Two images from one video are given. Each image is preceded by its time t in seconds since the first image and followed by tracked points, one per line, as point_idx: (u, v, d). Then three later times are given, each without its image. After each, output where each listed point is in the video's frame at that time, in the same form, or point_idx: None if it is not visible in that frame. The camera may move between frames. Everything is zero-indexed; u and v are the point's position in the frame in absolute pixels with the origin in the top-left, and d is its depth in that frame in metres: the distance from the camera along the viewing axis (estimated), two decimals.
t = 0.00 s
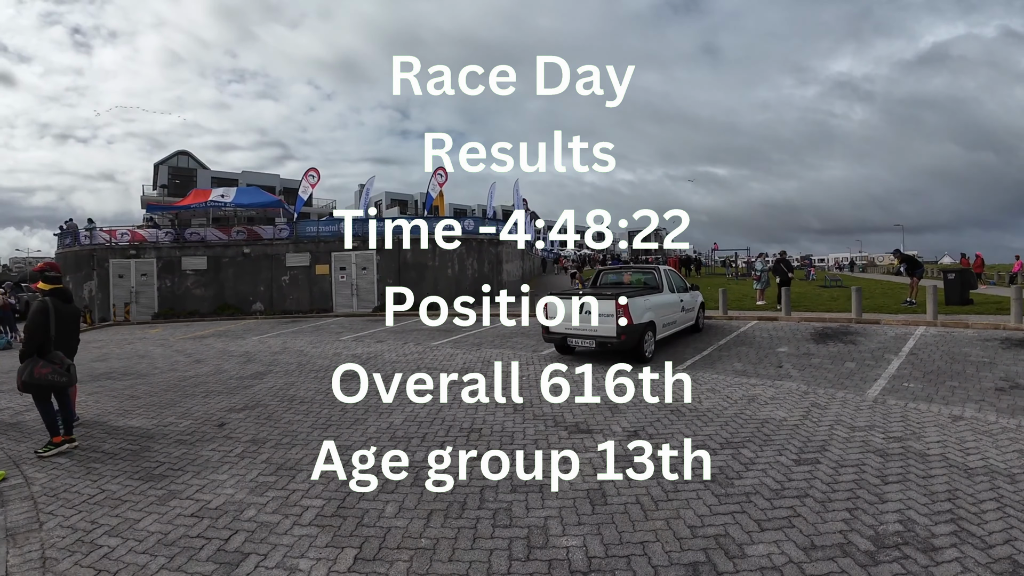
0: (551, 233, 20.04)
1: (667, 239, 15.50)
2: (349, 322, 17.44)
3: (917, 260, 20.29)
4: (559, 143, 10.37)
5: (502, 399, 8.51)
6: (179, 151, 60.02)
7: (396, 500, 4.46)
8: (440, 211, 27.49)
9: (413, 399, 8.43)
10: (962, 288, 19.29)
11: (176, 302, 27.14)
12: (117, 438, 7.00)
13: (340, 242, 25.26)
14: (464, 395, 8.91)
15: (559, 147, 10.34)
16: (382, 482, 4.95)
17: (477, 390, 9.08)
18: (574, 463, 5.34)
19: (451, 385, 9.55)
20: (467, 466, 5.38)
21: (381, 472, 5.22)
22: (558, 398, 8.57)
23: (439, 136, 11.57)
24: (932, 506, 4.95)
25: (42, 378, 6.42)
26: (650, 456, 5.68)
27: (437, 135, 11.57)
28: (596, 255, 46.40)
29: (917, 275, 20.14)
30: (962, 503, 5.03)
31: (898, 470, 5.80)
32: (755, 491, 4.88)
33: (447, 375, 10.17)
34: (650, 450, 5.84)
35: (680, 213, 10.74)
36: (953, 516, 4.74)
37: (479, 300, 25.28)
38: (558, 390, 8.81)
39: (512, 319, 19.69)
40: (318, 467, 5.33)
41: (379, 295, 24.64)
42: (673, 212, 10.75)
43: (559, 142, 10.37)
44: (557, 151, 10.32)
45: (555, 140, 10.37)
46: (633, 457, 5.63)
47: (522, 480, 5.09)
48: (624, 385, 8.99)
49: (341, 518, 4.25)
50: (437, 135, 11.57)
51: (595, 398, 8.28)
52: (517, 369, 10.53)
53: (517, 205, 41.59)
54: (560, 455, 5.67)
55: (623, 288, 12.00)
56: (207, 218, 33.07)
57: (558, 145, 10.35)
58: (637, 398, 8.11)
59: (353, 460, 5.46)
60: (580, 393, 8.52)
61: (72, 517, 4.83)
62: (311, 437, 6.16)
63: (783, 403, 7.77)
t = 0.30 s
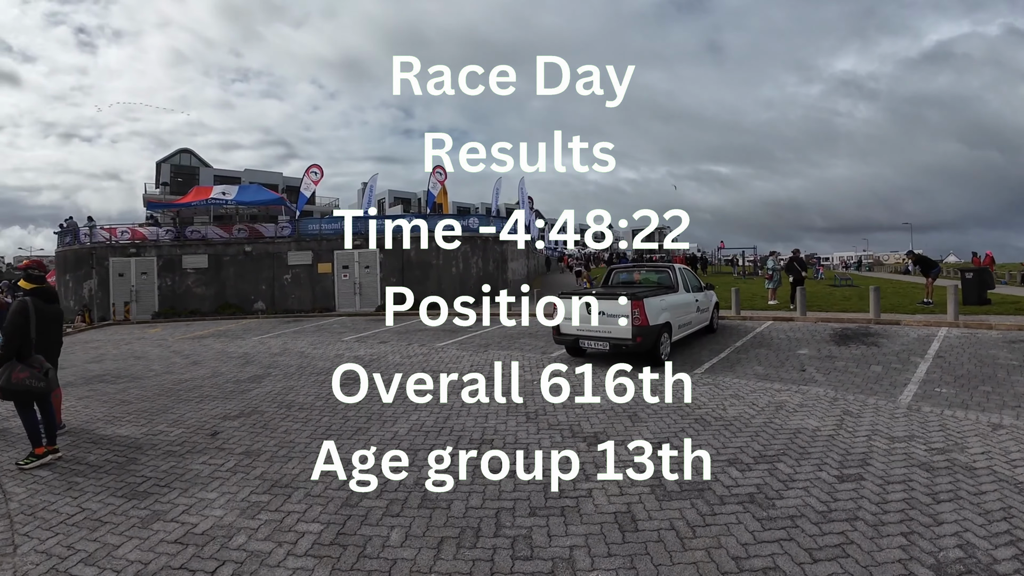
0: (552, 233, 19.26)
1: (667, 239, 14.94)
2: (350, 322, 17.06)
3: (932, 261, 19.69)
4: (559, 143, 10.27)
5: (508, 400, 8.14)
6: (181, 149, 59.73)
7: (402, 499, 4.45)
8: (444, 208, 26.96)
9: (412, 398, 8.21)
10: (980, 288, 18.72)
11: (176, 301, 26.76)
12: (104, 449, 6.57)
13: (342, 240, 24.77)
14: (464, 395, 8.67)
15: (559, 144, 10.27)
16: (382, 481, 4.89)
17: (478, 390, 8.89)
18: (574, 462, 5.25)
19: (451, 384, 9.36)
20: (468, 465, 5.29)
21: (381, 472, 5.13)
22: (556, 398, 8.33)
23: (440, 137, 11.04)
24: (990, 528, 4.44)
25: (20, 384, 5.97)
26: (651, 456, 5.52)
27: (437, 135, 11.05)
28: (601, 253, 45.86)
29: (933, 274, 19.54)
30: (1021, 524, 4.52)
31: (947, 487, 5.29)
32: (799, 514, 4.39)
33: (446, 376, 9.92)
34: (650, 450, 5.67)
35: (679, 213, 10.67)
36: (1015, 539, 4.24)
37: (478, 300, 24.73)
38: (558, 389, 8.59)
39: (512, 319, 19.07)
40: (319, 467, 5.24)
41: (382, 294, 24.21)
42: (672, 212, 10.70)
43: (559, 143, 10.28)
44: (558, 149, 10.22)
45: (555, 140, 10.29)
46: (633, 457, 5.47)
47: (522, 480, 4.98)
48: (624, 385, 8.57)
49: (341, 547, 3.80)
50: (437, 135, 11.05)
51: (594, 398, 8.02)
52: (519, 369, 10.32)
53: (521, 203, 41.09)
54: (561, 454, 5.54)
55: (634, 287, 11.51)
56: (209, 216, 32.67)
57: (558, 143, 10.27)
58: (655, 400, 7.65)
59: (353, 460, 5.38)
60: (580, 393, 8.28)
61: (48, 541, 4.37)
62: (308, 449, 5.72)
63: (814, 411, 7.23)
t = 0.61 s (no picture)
0: (552, 233, 18.66)
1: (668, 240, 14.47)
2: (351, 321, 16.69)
3: (946, 261, 19.02)
4: (559, 143, 10.06)
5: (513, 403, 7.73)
6: (183, 147, 59.48)
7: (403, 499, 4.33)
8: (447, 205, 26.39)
9: (412, 400, 7.87)
10: (997, 289, 18.11)
11: (176, 299, 26.39)
12: (83, 459, 6.14)
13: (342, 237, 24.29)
14: (464, 395, 8.42)
15: (559, 141, 10.08)
16: (383, 482, 4.76)
17: (478, 390, 8.64)
18: (574, 463, 5.11)
19: (450, 384, 9.05)
20: (468, 465, 5.14)
21: (381, 472, 5.01)
22: (557, 398, 8.08)
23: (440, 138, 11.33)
24: None
25: None
26: (651, 455, 5.40)
27: (438, 136, 11.35)
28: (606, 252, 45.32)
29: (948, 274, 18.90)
30: None
31: (998, 506, 4.77)
32: (841, 541, 3.90)
33: (446, 375, 9.63)
34: (651, 450, 5.55)
35: (679, 214, 10.47)
36: None
37: (479, 300, 24.23)
38: (559, 390, 8.36)
39: (512, 319, 18.51)
40: (319, 467, 5.12)
41: (384, 293, 23.77)
42: (672, 212, 10.46)
43: (559, 142, 10.06)
44: (557, 147, 10.03)
45: (555, 139, 10.07)
46: (633, 457, 5.35)
47: (522, 480, 4.86)
48: (624, 385, 8.18)
49: None
50: (438, 136, 11.35)
51: (594, 397, 7.73)
52: (522, 369, 10.07)
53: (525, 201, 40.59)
54: (560, 454, 5.41)
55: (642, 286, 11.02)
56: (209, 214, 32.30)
57: (558, 141, 10.08)
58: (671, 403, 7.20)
59: (353, 460, 5.26)
60: (580, 394, 8.07)
61: (8, 564, 3.92)
62: (299, 461, 5.26)
63: (842, 421, 6.73)
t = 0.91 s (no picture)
0: (552, 233, 18.05)
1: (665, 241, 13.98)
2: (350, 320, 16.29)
3: (962, 261, 18.26)
4: (559, 143, 9.82)
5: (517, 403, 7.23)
6: (183, 145, 59.11)
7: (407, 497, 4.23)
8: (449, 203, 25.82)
9: (413, 398, 7.56)
10: (1016, 290, 17.41)
11: (173, 297, 25.95)
12: (53, 472, 5.65)
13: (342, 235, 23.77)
14: (463, 395, 8.12)
15: (559, 140, 9.83)
16: (382, 481, 4.65)
17: (478, 390, 8.35)
18: (574, 461, 5.05)
19: (450, 385, 8.70)
20: (468, 465, 5.05)
21: (381, 472, 4.90)
22: (556, 398, 7.92)
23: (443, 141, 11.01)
24: None
25: None
26: (651, 455, 5.35)
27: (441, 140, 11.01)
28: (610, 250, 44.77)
29: (964, 274, 18.17)
30: None
31: None
32: None
33: (446, 375, 9.27)
34: (650, 449, 5.50)
35: (679, 213, 10.05)
36: None
37: (479, 300, 23.73)
38: (559, 390, 8.15)
39: (512, 318, 18.03)
40: (318, 467, 5.01)
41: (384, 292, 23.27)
42: (672, 212, 10.06)
43: (559, 142, 9.82)
44: (557, 147, 9.78)
45: (556, 140, 9.83)
46: (633, 455, 5.31)
47: (521, 480, 4.79)
48: (623, 385, 8.13)
49: None
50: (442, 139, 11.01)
51: (595, 397, 7.45)
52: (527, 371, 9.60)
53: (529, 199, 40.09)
54: (560, 454, 5.33)
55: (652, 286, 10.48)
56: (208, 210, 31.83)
57: (558, 140, 9.83)
58: (689, 411, 6.69)
59: (353, 460, 5.13)
60: (581, 394, 7.78)
61: None
62: (284, 477, 4.78)
63: (874, 435, 6.23)
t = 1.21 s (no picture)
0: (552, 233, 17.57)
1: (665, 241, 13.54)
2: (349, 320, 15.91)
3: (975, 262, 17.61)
4: (559, 143, 9.52)
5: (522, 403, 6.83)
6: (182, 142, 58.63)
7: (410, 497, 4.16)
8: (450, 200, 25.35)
9: (413, 399, 7.32)
10: None
11: (170, 296, 25.55)
12: (26, 485, 5.24)
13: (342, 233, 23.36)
14: (463, 395, 7.88)
15: (559, 141, 9.55)
16: (382, 482, 4.55)
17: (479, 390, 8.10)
18: (574, 461, 4.96)
19: (451, 385, 8.45)
20: (468, 465, 4.95)
21: (381, 472, 4.80)
22: (556, 398, 7.69)
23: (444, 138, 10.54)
24: None
25: None
26: (651, 455, 5.24)
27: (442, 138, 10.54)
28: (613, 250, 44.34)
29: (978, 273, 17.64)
30: None
31: None
32: None
33: (446, 375, 9.00)
34: (651, 450, 5.39)
35: (678, 213, 9.44)
36: None
37: (479, 300, 23.30)
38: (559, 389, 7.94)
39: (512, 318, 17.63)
40: (318, 467, 4.93)
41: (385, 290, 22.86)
42: (672, 212, 9.48)
43: (559, 143, 9.52)
44: (557, 147, 9.53)
45: (557, 142, 9.53)
46: (633, 456, 5.19)
47: (521, 480, 4.69)
48: (624, 385, 8.20)
49: None
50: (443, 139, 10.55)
51: (595, 397, 7.26)
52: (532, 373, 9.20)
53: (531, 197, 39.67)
54: (561, 454, 5.21)
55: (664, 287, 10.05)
56: (207, 208, 31.42)
57: (558, 140, 9.55)
58: (708, 420, 6.29)
59: (353, 460, 5.03)
60: (581, 394, 7.61)
61: None
62: (273, 493, 4.38)
63: (908, 451, 5.83)
